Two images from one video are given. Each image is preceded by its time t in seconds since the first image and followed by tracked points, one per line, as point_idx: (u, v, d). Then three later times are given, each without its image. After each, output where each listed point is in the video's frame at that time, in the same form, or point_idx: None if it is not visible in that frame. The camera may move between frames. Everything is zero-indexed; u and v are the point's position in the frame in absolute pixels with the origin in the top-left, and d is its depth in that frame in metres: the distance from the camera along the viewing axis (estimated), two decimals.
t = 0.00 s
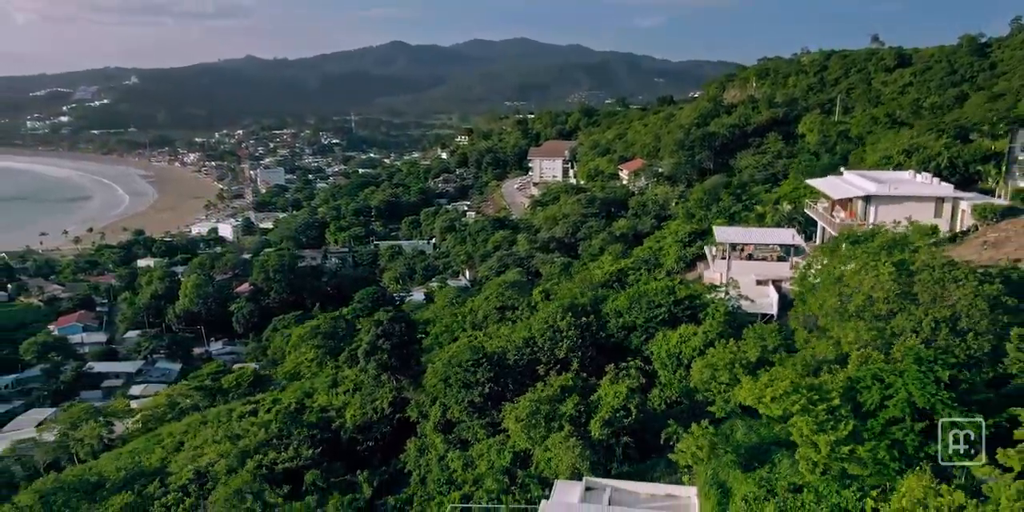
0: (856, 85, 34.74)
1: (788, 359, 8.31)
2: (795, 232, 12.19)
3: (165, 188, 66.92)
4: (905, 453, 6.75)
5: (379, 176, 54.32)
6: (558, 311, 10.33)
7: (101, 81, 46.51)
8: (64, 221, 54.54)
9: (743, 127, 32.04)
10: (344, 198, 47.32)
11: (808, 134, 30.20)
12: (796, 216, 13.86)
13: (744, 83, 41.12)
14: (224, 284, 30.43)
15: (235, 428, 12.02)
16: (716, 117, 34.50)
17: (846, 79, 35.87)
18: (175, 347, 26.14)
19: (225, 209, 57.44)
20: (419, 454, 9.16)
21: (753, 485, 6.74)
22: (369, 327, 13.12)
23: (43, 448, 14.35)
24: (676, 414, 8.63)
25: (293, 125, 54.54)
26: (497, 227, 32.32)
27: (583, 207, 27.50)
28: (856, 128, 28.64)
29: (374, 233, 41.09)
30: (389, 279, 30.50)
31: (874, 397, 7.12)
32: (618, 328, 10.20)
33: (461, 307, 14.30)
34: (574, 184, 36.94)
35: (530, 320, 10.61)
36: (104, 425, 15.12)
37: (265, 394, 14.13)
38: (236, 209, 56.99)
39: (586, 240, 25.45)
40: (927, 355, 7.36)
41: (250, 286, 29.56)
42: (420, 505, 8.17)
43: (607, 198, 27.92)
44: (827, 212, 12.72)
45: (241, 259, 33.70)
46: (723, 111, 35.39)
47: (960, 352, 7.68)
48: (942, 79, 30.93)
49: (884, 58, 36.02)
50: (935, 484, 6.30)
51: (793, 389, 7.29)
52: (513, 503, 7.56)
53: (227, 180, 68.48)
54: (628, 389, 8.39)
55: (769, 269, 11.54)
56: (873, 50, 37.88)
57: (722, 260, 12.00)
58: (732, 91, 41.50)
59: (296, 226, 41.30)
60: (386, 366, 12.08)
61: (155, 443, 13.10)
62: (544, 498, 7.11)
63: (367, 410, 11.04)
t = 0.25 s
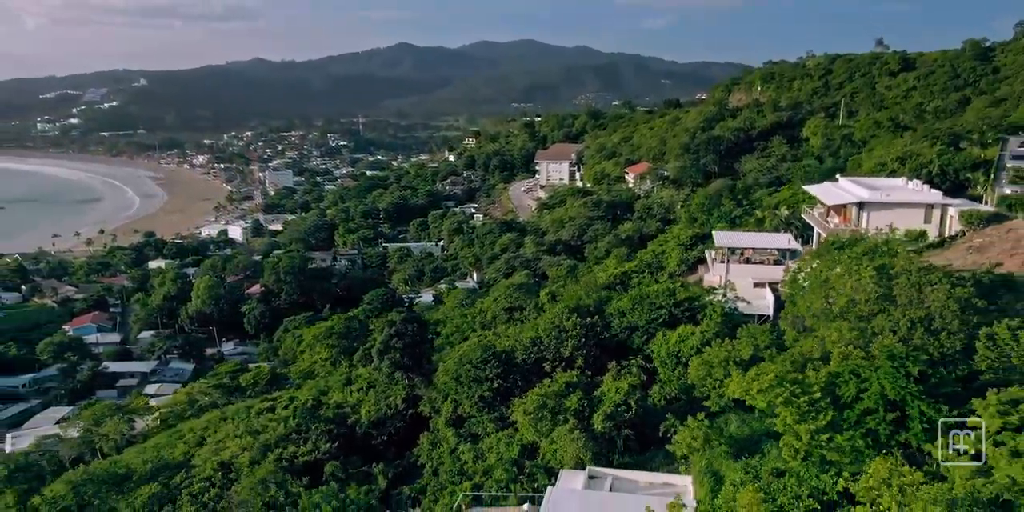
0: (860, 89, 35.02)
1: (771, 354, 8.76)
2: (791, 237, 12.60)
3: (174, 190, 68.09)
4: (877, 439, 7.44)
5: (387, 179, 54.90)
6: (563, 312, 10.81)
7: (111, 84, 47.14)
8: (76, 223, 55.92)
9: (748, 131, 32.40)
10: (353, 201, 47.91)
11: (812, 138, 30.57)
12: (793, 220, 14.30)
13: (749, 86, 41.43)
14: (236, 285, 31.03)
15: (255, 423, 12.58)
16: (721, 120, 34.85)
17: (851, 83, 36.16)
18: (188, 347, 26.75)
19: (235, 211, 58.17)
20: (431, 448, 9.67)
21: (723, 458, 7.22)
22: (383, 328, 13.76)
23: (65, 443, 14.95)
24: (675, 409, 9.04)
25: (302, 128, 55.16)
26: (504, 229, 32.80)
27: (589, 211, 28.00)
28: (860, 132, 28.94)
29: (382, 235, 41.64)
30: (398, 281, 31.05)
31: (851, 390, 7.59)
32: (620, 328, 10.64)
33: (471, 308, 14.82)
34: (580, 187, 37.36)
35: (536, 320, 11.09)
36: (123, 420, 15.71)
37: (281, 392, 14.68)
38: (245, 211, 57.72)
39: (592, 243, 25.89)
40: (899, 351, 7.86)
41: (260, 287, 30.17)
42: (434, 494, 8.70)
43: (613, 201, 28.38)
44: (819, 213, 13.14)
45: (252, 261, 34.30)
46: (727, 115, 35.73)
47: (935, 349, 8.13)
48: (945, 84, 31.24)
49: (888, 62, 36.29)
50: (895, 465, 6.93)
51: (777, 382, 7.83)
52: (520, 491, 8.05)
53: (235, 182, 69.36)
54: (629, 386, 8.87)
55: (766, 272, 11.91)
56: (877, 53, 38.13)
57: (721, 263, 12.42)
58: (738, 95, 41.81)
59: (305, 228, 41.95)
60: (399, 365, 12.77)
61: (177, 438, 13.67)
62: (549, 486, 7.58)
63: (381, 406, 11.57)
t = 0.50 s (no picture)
0: (864, 93, 35.32)
1: (757, 353, 9.26)
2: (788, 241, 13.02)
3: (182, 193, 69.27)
4: (854, 430, 7.72)
5: (394, 181, 55.50)
6: (569, 314, 11.32)
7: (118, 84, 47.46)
8: (87, 225, 57.38)
9: (752, 134, 32.82)
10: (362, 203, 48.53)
11: (816, 142, 30.95)
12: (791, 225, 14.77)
13: (754, 90, 41.76)
14: (247, 287, 31.64)
15: (273, 419, 13.13)
16: (726, 124, 35.25)
17: (855, 87, 36.47)
18: (200, 348, 27.35)
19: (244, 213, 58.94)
20: (444, 442, 10.18)
21: (714, 449, 7.57)
22: (396, 329, 14.40)
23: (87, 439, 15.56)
24: (675, 404, 9.44)
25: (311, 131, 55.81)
26: (511, 232, 33.31)
27: (596, 214, 28.47)
28: (863, 135, 29.27)
29: (391, 237, 42.22)
30: (407, 282, 31.62)
31: (829, 384, 8.08)
32: (624, 329, 11.16)
33: (480, 310, 15.38)
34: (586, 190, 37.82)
35: (543, 322, 11.62)
36: (142, 418, 16.29)
37: (297, 390, 15.25)
38: (254, 213, 58.40)
39: (598, 245, 26.35)
40: (876, 349, 8.35)
41: (271, 289, 30.80)
42: (446, 485, 9.19)
43: (619, 204, 28.87)
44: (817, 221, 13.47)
45: (262, 263, 34.92)
46: (732, 118, 36.11)
47: (912, 347, 8.58)
48: (948, 88, 31.57)
49: (891, 66, 36.58)
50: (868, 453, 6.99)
51: (763, 377, 8.28)
52: (529, 482, 8.57)
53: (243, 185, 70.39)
54: (630, 383, 9.35)
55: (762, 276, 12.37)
56: (881, 57, 38.41)
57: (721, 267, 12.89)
58: (743, 98, 42.15)
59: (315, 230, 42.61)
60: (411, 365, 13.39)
61: (198, 434, 14.24)
62: (556, 475, 8.07)
63: (395, 403, 12.09)
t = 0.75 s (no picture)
0: (869, 96, 35.56)
1: (747, 352, 9.72)
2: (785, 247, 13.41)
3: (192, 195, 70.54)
4: (836, 423, 8.06)
5: (403, 183, 56.08)
6: (575, 315, 11.83)
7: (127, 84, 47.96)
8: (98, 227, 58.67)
9: (757, 137, 33.16)
10: (371, 206, 49.18)
11: (820, 145, 31.29)
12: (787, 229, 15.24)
13: (759, 94, 42.04)
14: (258, 288, 32.29)
15: (291, 415, 13.71)
16: (731, 127, 35.62)
17: (860, 90, 36.67)
18: (213, 348, 27.96)
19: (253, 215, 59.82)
20: (455, 436, 10.71)
21: (710, 440, 7.86)
22: (409, 329, 14.98)
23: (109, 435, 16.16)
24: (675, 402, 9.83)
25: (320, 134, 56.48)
26: (519, 234, 33.80)
27: (602, 216, 28.93)
28: (866, 138, 29.57)
29: (399, 239, 42.78)
30: (415, 283, 32.21)
31: (812, 380, 8.44)
32: (626, 328, 11.63)
33: (488, 311, 15.98)
34: (593, 192, 38.24)
35: (551, 322, 12.12)
36: (161, 414, 16.87)
37: (313, 387, 15.80)
38: (263, 215, 59.10)
39: (604, 247, 26.79)
40: (858, 348, 8.76)
41: (282, 290, 31.43)
42: (457, 477, 9.68)
43: (624, 207, 29.35)
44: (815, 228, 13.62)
45: (273, 264, 35.53)
46: (738, 122, 36.46)
47: (894, 346, 8.97)
48: (951, 92, 31.86)
49: (896, 70, 36.80)
50: (845, 441, 7.33)
51: (752, 373, 8.76)
52: (536, 472, 9.06)
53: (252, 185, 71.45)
54: (631, 380, 9.82)
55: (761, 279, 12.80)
56: (886, 61, 38.61)
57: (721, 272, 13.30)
58: (749, 101, 42.43)
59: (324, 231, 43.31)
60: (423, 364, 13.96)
61: (219, 429, 14.82)
62: (561, 465, 8.58)
63: (408, 400, 12.65)
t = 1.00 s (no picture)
0: (873, 100, 35.65)
1: (740, 351, 10.11)
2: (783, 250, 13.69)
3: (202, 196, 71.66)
4: (821, 415, 8.33)
5: (411, 184, 56.72)
6: (581, 315, 12.35)
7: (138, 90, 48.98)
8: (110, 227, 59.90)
9: (762, 141, 33.46)
10: (381, 208, 49.85)
11: (824, 149, 31.53)
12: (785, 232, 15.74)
13: (764, 97, 42.18)
14: (270, 289, 32.98)
15: (308, 410, 14.28)
16: (736, 131, 35.99)
17: (864, 94, 36.68)
18: (225, 348, 28.58)
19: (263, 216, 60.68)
20: (466, 430, 11.28)
21: (706, 431, 8.07)
22: (421, 328, 15.56)
23: (130, 430, 16.77)
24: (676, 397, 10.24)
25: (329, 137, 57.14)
26: (526, 235, 34.31)
27: (607, 218, 29.41)
28: (869, 142, 29.79)
29: (407, 240, 43.39)
30: (424, 285, 32.84)
31: (798, 374, 8.82)
32: (630, 327, 12.15)
33: (498, 311, 16.60)
34: (599, 194, 38.70)
35: (558, 322, 12.64)
36: (180, 410, 17.47)
37: (329, 384, 16.39)
38: (272, 216, 59.83)
39: (610, 249, 27.29)
40: (844, 347, 9.04)
41: (293, 291, 32.09)
42: (469, 467, 10.23)
43: (630, 209, 29.88)
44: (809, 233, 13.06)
45: (284, 265, 36.17)
46: (743, 125, 36.80)
47: (878, 344, 9.06)
48: (954, 96, 32.00)
49: (899, 74, 36.83)
50: (829, 430, 7.52)
51: (744, 369, 9.20)
52: (543, 463, 9.58)
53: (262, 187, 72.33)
54: (633, 377, 10.31)
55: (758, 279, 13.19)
56: (890, 65, 38.70)
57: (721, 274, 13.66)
58: (754, 104, 42.68)
59: (334, 233, 43.99)
60: (434, 361, 14.59)
61: (238, 424, 15.40)
62: (566, 456, 9.09)
63: (421, 395, 13.21)
